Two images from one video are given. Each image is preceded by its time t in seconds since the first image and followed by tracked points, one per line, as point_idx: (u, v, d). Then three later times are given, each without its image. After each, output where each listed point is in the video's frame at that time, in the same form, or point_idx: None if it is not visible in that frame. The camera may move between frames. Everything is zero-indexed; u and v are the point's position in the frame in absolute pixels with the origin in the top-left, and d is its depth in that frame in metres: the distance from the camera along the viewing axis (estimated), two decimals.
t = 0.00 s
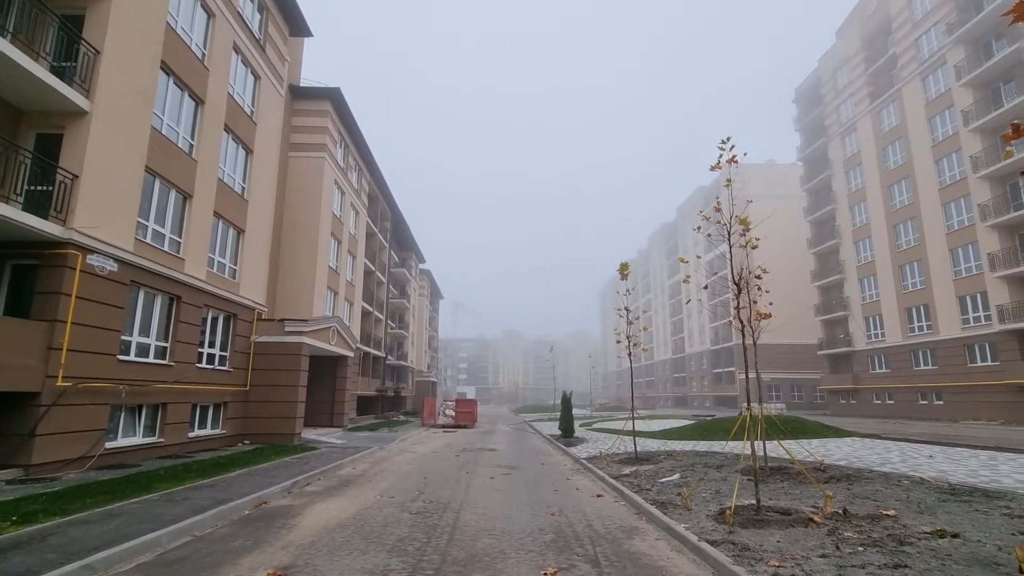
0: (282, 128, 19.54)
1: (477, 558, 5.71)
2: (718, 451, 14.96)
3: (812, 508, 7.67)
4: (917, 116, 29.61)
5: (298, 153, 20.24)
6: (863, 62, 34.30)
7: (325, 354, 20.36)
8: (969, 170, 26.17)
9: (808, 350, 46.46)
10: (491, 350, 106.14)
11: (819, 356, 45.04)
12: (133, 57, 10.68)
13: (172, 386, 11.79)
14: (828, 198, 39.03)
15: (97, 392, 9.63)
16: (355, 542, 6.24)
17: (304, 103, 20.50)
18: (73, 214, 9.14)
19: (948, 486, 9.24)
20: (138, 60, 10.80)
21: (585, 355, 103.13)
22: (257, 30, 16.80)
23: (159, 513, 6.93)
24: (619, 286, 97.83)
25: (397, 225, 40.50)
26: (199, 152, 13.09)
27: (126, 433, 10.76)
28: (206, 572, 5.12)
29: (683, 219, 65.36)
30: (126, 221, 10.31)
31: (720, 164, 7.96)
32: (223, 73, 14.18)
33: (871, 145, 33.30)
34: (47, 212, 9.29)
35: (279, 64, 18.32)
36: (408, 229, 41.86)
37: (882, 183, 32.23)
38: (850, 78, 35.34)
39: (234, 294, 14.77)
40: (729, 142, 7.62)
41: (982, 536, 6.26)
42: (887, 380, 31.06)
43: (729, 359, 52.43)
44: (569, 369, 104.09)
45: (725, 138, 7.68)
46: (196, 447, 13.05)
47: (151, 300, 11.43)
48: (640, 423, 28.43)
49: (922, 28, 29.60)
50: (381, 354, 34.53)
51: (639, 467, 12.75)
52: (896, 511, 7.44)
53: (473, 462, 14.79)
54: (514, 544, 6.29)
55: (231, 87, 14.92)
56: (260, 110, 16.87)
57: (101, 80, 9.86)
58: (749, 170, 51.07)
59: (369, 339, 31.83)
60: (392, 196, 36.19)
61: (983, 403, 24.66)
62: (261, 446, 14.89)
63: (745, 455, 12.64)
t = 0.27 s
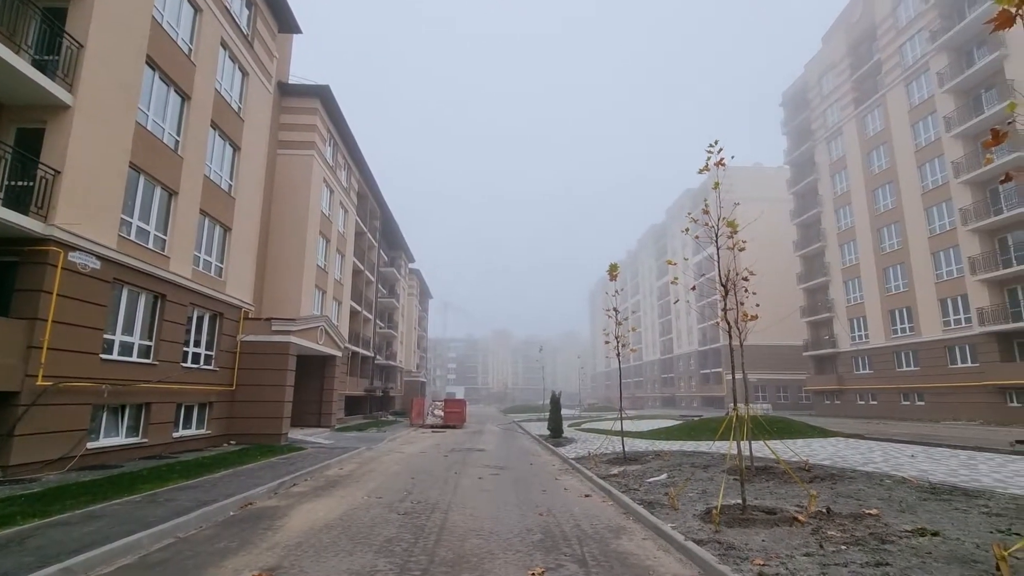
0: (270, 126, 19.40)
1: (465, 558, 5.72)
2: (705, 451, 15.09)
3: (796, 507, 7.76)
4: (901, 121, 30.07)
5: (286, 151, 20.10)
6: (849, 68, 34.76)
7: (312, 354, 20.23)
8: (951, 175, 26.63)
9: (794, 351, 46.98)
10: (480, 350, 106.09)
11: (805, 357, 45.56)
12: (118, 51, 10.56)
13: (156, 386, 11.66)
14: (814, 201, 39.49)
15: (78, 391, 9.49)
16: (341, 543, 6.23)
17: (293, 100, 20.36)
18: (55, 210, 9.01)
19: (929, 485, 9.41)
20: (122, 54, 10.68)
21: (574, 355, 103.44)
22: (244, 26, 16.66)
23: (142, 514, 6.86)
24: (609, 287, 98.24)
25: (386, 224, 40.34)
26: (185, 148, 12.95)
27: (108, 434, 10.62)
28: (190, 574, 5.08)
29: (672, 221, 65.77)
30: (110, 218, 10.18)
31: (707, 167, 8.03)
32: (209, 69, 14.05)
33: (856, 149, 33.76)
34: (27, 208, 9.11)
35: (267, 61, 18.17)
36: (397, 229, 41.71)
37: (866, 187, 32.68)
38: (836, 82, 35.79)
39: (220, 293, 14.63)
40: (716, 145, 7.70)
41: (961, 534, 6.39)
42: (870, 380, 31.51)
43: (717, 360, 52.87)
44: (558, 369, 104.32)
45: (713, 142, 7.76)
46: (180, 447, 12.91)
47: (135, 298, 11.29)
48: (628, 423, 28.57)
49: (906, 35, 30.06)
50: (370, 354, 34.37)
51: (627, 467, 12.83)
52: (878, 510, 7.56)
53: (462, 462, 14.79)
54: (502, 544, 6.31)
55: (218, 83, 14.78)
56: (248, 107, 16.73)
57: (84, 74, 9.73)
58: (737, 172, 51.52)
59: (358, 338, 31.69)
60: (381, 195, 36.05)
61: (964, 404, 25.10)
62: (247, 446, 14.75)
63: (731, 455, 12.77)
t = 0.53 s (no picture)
0: (256, 123, 19.24)
1: (450, 559, 5.74)
2: (690, 451, 15.25)
3: (779, 507, 7.88)
4: (882, 127, 30.62)
5: (272, 149, 19.93)
6: (832, 74, 35.32)
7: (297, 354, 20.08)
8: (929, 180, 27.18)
9: (777, 353, 47.59)
10: (468, 351, 105.93)
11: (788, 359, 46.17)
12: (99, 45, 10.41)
13: (136, 386, 11.51)
14: (797, 204, 40.04)
15: (55, 391, 9.34)
16: (326, 545, 6.20)
17: (279, 98, 20.21)
18: (32, 206, 8.86)
19: (907, 484, 9.61)
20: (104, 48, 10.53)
21: (561, 356, 103.75)
22: (230, 21, 16.51)
23: (120, 517, 6.77)
24: (596, 288, 98.70)
25: (372, 223, 40.14)
26: (168, 144, 12.81)
27: (86, 435, 10.46)
28: None
29: (659, 223, 66.27)
30: (89, 214, 10.03)
31: (693, 169, 8.13)
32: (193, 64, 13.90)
33: (838, 154, 34.31)
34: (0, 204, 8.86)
35: (253, 58, 18.02)
36: (384, 228, 41.51)
37: (848, 191, 33.22)
38: (819, 88, 36.34)
39: (203, 292, 14.47)
40: (702, 148, 7.80)
41: (937, 532, 6.53)
42: (851, 381, 32.03)
43: (702, 361, 53.37)
44: (545, 369, 104.53)
45: (699, 145, 7.86)
46: (161, 448, 12.75)
47: (115, 296, 11.13)
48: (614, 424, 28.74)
49: (887, 42, 30.64)
50: (356, 354, 34.19)
51: (612, 467, 12.92)
52: (858, 509, 7.71)
53: (448, 463, 14.78)
54: (487, 545, 6.34)
55: (202, 79, 14.63)
56: (233, 103, 16.57)
57: (64, 67, 9.58)
58: (723, 175, 52.06)
59: (344, 339, 31.51)
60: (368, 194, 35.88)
61: (941, 404, 25.64)
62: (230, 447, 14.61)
63: (715, 455, 12.92)
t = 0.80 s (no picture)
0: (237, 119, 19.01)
1: (433, 560, 5.75)
2: (672, 451, 15.42)
3: (758, 505, 8.03)
4: (859, 132, 31.26)
5: (254, 146, 19.71)
6: (812, 80, 35.95)
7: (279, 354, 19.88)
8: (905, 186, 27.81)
9: (758, 354, 48.29)
10: (452, 351, 105.65)
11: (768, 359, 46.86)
12: (74, 37, 10.24)
13: (110, 386, 11.31)
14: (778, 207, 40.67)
15: (26, 392, 9.15)
16: (306, 547, 6.17)
17: (261, 94, 20.00)
18: (4, 200, 8.68)
19: (881, 482, 9.84)
20: (79, 40, 10.36)
21: (546, 356, 104.03)
22: (211, 16, 16.32)
23: (94, 521, 6.67)
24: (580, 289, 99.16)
25: (356, 222, 39.87)
26: (146, 139, 12.62)
27: (58, 436, 10.25)
28: None
29: (643, 224, 66.82)
30: (62, 210, 9.85)
31: (676, 172, 8.24)
32: (172, 59, 13.71)
33: (817, 158, 34.93)
34: None
35: (235, 53, 17.81)
36: (368, 227, 41.26)
37: (827, 195, 33.84)
38: (800, 94, 36.97)
39: (182, 290, 14.27)
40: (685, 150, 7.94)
41: (910, 528, 6.71)
42: (829, 381, 32.62)
43: (685, 361, 53.91)
44: (529, 370, 104.67)
45: (682, 147, 8.01)
46: (137, 450, 12.54)
47: (90, 294, 10.93)
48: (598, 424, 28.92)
49: (864, 50, 31.30)
50: (339, 354, 33.93)
51: (596, 467, 13.01)
52: (835, 507, 7.89)
53: (432, 463, 14.76)
54: (470, 546, 6.37)
55: (181, 74, 14.43)
56: (214, 99, 16.37)
57: (38, 59, 9.41)
58: (705, 178, 52.68)
59: (327, 338, 31.26)
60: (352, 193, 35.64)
61: (915, 404, 26.24)
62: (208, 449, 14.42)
63: (697, 454, 13.09)
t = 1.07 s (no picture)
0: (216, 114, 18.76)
1: (414, 561, 5.77)
2: (653, 450, 15.59)
3: (737, 503, 8.19)
4: (837, 137, 31.89)
5: (234, 142, 19.44)
6: (791, 85, 36.56)
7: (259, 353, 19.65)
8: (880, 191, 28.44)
9: (739, 354, 48.97)
10: (436, 351, 105.27)
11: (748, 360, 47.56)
12: (46, 27, 10.02)
13: (82, 386, 11.10)
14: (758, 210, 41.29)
15: None
16: (285, 550, 6.15)
17: (241, 89, 19.75)
18: None
19: (856, 479, 10.08)
20: (51, 30, 10.14)
21: (529, 356, 104.25)
22: (190, 8, 16.07)
23: (64, 525, 6.56)
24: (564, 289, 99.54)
25: (338, 221, 39.55)
26: (121, 133, 12.38)
27: (27, 438, 10.03)
28: None
29: (626, 225, 67.32)
30: (33, 205, 9.66)
31: (659, 173, 8.34)
32: (150, 51, 13.48)
33: (796, 162, 35.52)
34: None
35: (214, 46, 17.56)
36: (350, 226, 40.90)
37: (805, 198, 34.43)
38: (780, 98, 37.59)
39: (158, 288, 14.04)
40: (668, 153, 8.02)
41: (883, 524, 6.89)
42: (807, 381, 33.22)
43: (667, 361, 54.44)
44: (513, 370, 104.75)
45: (665, 149, 8.08)
46: (110, 452, 12.32)
47: (61, 291, 10.71)
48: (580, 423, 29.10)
49: (842, 58, 31.94)
50: (321, 354, 33.62)
51: (578, 466, 13.09)
52: (811, 503, 8.08)
53: (415, 464, 14.75)
54: (452, 546, 6.40)
55: (159, 66, 14.20)
56: (192, 93, 16.12)
57: (10, 50, 9.20)
58: (687, 181, 53.25)
59: (308, 338, 30.96)
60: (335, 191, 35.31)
61: (889, 403, 26.88)
62: (185, 450, 14.21)
63: (679, 453, 13.26)
